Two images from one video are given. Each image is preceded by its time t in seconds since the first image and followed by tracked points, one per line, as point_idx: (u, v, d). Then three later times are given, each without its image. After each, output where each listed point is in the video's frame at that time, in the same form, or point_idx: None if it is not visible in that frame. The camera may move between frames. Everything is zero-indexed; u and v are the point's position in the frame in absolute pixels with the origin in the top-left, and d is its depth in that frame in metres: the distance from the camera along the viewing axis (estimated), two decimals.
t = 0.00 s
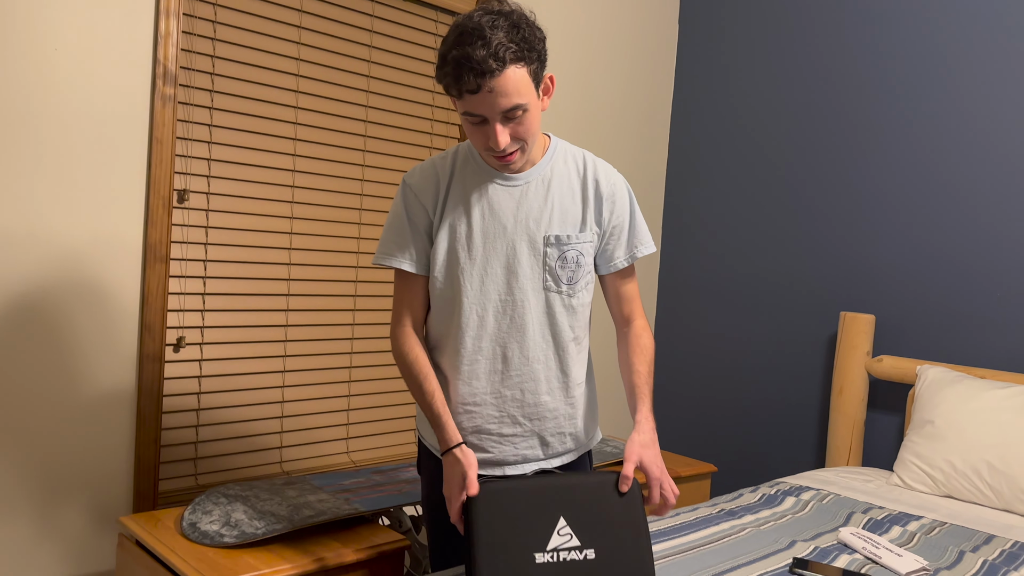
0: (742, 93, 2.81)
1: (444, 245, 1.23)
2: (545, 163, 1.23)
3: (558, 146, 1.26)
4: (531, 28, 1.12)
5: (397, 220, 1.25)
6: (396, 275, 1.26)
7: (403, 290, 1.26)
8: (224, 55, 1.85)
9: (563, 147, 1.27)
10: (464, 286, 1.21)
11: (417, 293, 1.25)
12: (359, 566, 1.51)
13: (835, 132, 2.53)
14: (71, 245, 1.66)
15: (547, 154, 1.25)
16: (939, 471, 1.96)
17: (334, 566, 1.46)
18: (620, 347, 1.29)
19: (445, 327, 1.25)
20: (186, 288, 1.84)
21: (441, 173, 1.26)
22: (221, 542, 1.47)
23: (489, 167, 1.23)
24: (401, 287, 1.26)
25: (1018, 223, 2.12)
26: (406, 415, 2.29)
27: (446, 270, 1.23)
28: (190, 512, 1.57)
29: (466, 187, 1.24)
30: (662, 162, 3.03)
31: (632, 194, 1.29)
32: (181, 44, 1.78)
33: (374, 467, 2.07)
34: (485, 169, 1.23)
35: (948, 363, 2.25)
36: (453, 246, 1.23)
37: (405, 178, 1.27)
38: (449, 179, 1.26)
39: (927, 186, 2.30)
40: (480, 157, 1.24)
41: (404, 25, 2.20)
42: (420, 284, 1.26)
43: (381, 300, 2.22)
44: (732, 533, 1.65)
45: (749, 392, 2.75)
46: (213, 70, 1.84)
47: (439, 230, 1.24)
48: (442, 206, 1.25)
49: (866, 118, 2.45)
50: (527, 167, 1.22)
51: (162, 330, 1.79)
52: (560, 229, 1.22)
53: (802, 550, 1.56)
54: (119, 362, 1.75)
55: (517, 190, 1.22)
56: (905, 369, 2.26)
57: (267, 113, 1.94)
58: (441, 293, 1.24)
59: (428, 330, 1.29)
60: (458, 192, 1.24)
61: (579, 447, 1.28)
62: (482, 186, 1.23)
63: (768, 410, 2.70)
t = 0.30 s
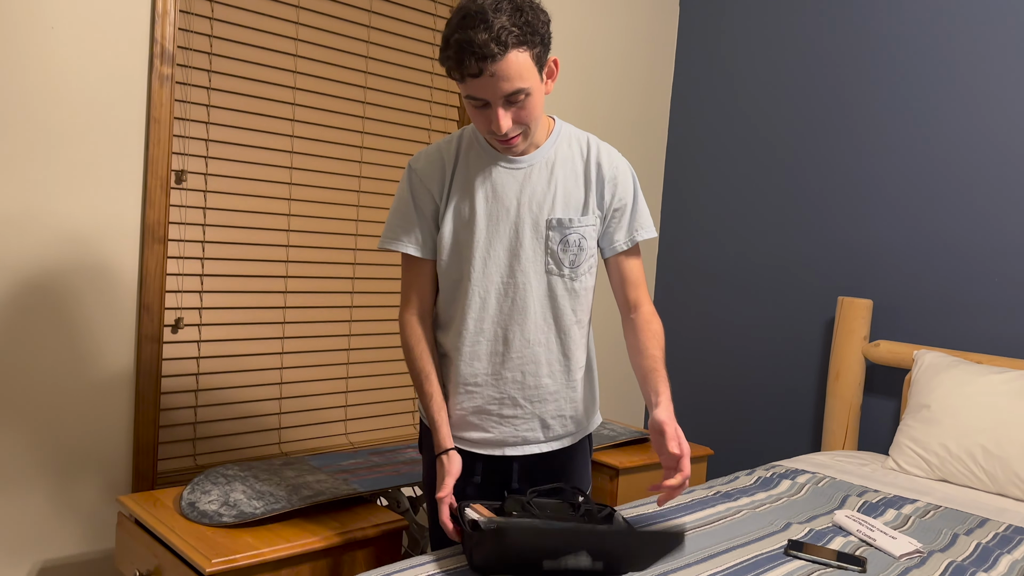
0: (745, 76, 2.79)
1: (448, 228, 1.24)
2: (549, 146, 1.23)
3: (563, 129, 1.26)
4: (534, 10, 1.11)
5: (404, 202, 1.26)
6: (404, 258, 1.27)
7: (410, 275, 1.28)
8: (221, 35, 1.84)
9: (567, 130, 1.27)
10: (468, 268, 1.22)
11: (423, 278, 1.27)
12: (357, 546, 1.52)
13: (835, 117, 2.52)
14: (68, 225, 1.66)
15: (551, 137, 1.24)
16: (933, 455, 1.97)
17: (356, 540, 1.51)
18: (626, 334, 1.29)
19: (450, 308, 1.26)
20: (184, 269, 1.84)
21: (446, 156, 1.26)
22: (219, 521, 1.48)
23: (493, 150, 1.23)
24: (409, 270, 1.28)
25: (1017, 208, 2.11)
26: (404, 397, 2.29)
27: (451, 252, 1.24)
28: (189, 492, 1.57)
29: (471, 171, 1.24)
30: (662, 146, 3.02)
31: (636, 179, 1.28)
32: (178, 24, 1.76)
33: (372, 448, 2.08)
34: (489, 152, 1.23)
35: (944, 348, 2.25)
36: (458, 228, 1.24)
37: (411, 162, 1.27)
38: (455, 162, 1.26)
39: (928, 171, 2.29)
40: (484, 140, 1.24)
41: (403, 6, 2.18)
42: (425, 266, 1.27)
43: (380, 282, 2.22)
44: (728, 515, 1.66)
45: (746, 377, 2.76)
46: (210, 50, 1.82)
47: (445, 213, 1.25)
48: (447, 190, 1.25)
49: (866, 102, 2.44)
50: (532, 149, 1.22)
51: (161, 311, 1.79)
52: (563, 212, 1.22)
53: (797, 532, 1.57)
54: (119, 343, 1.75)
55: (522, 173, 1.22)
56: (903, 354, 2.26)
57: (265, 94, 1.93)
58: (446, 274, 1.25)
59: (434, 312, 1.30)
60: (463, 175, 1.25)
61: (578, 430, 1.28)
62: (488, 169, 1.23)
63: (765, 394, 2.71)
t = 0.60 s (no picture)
0: (748, 64, 2.77)
1: (453, 210, 1.24)
2: (555, 130, 1.23)
3: (569, 115, 1.26)
4: None
5: (409, 185, 1.27)
6: (407, 241, 1.28)
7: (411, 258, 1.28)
8: (222, 19, 1.83)
9: (574, 116, 1.26)
10: (473, 250, 1.22)
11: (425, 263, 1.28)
12: (356, 531, 1.53)
13: (838, 105, 2.51)
14: (69, 208, 1.66)
15: (557, 123, 1.24)
16: (932, 444, 1.98)
17: (353, 526, 1.51)
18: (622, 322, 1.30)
19: (453, 290, 1.26)
20: (184, 254, 1.84)
21: (453, 139, 1.26)
22: (220, 506, 1.48)
23: (500, 134, 1.23)
24: (413, 253, 1.28)
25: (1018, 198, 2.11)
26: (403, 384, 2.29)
27: (456, 234, 1.24)
28: (189, 477, 1.57)
29: (477, 155, 1.24)
30: (663, 134, 3.01)
31: (640, 166, 1.28)
32: (178, 8, 1.75)
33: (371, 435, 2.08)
34: (496, 136, 1.23)
35: (944, 338, 2.25)
36: (463, 210, 1.24)
37: (418, 145, 1.28)
38: (461, 145, 1.26)
39: (930, 160, 2.28)
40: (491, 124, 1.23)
41: None
42: (430, 250, 1.28)
43: (380, 268, 2.22)
44: (726, 502, 1.67)
45: (745, 365, 2.76)
46: (211, 34, 1.81)
47: (450, 195, 1.25)
48: (452, 173, 1.25)
49: (868, 90, 2.43)
50: (537, 134, 1.22)
51: (161, 296, 1.79)
52: (567, 195, 1.21)
53: (795, 519, 1.58)
54: (120, 328, 1.76)
55: (528, 157, 1.22)
56: (903, 343, 2.26)
57: (265, 79, 1.92)
58: (451, 256, 1.25)
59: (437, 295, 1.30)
60: (469, 157, 1.24)
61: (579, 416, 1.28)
62: (495, 153, 1.22)
63: (764, 382, 2.71)
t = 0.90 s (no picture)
0: (749, 52, 2.75)
1: (461, 196, 1.25)
2: (565, 117, 1.23)
3: (581, 104, 1.25)
4: None
5: (418, 170, 1.30)
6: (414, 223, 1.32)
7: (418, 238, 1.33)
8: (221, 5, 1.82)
9: (585, 105, 1.26)
10: (481, 235, 1.23)
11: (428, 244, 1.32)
12: (355, 519, 1.53)
13: (839, 94, 2.50)
14: (67, 194, 1.66)
15: (567, 111, 1.23)
16: (930, 434, 1.98)
17: (352, 513, 1.51)
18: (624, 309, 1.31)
19: (461, 274, 1.27)
20: (184, 241, 1.84)
21: (464, 125, 1.27)
22: (219, 493, 1.48)
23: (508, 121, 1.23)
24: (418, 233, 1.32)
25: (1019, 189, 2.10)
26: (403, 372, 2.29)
27: (466, 218, 1.25)
28: (187, 465, 1.57)
29: (486, 141, 1.24)
30: (663, 123, 3.00)
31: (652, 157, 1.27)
32: None
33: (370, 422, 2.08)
34: (505, 122, 1.23)
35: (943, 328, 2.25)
36: (472, 195, 1.24)
37: (429, 129, 1.31)
38: (471, 131, 1.27)
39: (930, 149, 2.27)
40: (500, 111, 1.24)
41: None
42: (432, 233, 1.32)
43: (379, 256, 2.21)
44: (725, 491, 1.67)
45: (744, 354, 2.77)
46: (210, 20, 1.80)
47: (459, 180, 1.26)
48: (460, 159, 1.27)
49: (869, 79, 2.42)
50: (547, 120, 1.22)
51: (160, 284, 1.78)
52: (575, 183, 1.21)
53: (793, 509, 1.58)
54: (120, 314, 1.76)
55: (537, 144, 1.22)
56: (902, 333, 2.26)
57: (265, 66, 1.92)
58: (459, 239, 1.26)
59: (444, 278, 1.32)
60: (477, 143, 1.25)
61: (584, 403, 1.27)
62: (505, 139, 1.23)
63: (763, 372, 2.71)
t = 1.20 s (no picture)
0: (750, 45, 2.75)
1: (479, 183, 1.27)
2: (582, 109, 1.23)
3: (598, 97, 1.25)
4: None
5: (440, 165, 1.35)
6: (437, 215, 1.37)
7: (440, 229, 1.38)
8: None
9: (603, 98, 1.25)
10: (498, 222, 1.24)
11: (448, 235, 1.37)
12: (357, 510, 1.53)
13: (842, 86, 2.49)
14: (68, 185, 1.66)
15: (584, 103, 1.24)
16: (931, 427, 1.98)
17: (355, 504, 1.52)
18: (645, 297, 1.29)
19: (478, 263, 1.29)
20: (185, 233, 1.83)
21: (483, 119, 1.29)
22: (222, 484, 1.49)
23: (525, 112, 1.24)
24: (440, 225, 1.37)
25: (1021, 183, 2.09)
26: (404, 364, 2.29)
27: (483, 206, 1.27)
28: (189, 456, 1.58)
29: (503, 131, 1.26)
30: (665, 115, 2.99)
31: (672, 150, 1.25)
32: None
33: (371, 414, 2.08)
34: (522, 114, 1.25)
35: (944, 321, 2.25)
36: (488, 183, 1.26)
37: (450, 125, 1.34)
38: (489, 124, 1.29)
39: (932, 143, 2.27)
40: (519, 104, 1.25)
41: None
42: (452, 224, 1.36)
43: (380, 248, 2.21)
44: (726, 483, 1.67)
45: (745, 347, 2.77)
46: (211, 11, 1.80)
47: (477, 170, 1.28)
48: (477, 151, 1.29)
49: (872, 72, 2.41)
50: (563, 112, 1.22)
51: (162, 276, 1.79)
52: (590, 172, 1.20)
53: (794, 501, 1.58)
54: (122, 305, 1.76)
55: (553, 134, 1.22)
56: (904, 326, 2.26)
57: (266, 57, 1.91)
58: (477, 228, 1.28)
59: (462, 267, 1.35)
60: (494, 134, 1.27)
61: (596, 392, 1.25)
62: (522, 130, 1.23)
63: (764, 364, 2.71)
